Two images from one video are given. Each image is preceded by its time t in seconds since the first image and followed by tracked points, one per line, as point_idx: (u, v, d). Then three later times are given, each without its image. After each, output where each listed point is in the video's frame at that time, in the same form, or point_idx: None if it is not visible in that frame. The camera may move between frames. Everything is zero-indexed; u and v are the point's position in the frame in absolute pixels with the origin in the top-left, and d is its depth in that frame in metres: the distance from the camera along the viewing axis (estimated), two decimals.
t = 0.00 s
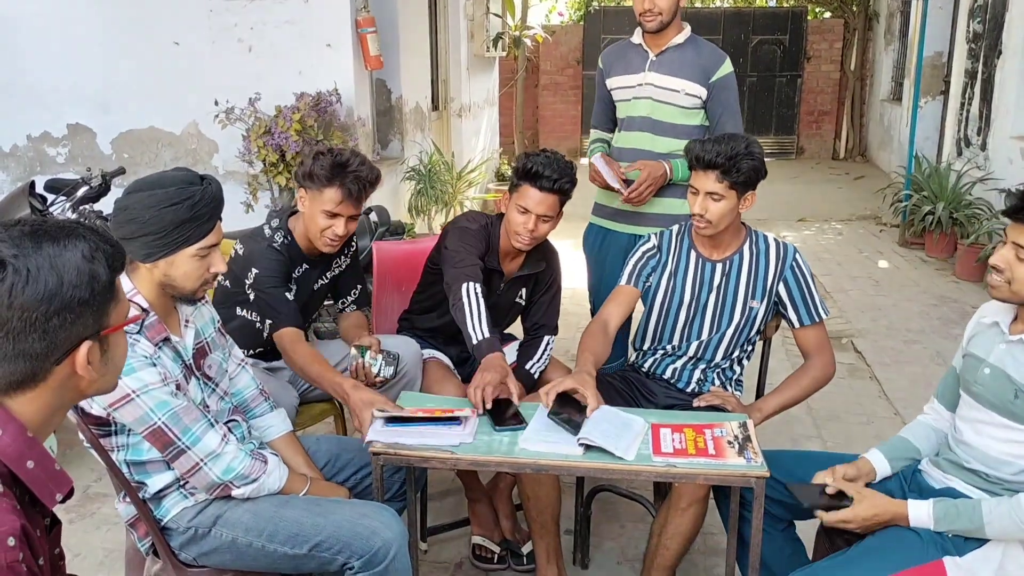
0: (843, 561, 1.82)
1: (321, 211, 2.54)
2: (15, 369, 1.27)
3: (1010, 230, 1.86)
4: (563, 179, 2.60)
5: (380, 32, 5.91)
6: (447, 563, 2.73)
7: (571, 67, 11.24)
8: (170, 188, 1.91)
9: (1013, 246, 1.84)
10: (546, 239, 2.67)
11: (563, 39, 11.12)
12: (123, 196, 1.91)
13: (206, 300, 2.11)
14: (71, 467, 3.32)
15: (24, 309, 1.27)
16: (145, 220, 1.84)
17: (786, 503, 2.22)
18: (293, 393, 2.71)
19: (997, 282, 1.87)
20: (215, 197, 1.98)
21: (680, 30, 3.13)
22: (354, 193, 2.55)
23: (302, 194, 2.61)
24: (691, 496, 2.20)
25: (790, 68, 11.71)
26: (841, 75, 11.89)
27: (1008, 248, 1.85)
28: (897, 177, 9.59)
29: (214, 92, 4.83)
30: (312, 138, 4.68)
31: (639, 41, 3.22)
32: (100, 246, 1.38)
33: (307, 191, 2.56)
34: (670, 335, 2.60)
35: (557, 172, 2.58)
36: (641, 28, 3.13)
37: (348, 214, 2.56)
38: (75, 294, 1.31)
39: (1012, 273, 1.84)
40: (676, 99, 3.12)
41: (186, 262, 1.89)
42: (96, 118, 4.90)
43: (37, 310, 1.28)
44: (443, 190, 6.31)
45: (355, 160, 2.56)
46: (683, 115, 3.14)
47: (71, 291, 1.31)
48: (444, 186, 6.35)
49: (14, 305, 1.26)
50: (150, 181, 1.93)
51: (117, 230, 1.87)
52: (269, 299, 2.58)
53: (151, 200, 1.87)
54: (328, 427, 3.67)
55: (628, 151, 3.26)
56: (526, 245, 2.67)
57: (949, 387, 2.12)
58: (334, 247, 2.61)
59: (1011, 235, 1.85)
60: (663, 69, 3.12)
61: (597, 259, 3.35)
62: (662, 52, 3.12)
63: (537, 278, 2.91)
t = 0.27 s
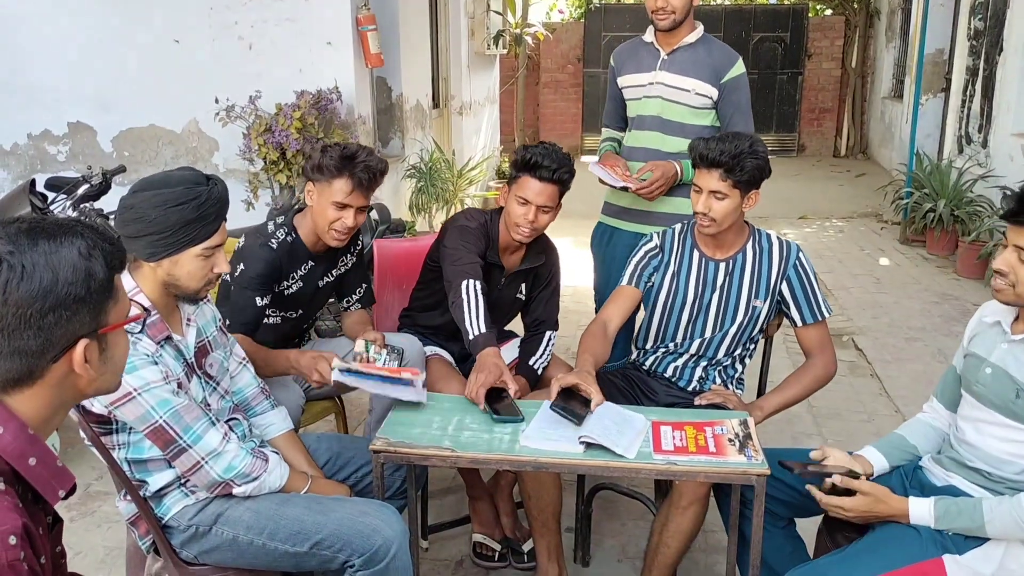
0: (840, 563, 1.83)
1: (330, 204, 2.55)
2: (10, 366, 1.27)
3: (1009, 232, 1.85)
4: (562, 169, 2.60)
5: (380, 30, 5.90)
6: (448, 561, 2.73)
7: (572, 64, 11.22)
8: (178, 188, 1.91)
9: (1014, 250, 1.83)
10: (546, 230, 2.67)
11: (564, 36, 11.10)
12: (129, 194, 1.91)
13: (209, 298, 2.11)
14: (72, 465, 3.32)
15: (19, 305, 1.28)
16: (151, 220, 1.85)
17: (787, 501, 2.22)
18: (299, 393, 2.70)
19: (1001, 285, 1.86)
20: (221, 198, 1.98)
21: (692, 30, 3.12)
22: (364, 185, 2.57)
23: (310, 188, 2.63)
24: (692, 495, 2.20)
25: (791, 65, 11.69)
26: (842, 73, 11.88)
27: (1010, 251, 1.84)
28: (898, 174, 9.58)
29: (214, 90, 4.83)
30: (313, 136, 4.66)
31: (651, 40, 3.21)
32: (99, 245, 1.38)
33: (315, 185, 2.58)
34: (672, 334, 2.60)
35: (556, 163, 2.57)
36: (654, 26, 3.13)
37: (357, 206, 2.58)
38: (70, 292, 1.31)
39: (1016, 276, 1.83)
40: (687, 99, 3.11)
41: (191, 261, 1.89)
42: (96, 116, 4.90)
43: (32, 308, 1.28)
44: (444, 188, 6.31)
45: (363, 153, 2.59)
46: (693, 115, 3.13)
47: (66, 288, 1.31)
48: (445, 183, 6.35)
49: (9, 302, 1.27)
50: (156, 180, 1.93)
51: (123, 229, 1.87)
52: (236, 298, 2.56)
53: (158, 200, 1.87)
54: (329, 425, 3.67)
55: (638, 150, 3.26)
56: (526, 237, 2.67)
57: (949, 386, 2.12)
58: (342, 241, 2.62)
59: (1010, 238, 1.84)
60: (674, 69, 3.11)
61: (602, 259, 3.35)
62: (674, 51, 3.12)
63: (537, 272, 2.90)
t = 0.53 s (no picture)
0: (840, 562, 1.84)
1: (322, 197, 2.56)
2: (11, 366, 1.28)
3: (1001, 243, 1.86)
4: (532, 142, 2.71)
5: (380, 29, 5.90)
6: (448, 560, 2.74)
7: (573, 63, 11.22)
8: (186, 188, 1.92)
9: (1009, 259, 1.83)
10: (520, 202, 2.76)
11: (564, 35, 11.10)
12: (134, 194, 1.90)
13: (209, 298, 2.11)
14: (73, 465, 3.33)
15: (19, 305, 1.28)
16: (161, 223, 1.84)
17: (787, 499, 2.22)
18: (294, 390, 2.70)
19: (1004, 293, 1.86)
20: (226, 198, 1.99)
21: (705, 27, 3.11)
22: (356, 177, 2.57)
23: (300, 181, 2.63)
24: (692, 494, 2.20)
25: (791, 63, 11.68)
26: (843, 70, 11.87)
27: (1005, 262, 1.84)
28: (898, 172, 9.58)
29: (215, 90, 4.83)
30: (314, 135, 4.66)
31: (664, 38, 3.21)
32: (98, 244, 1.38)
33: (306, 180, 2.59)
34: (675, 331, 2.61)
35: (525, 134, 2.69)
36: (665, 26, 3.13)
37: (349, 198, 2.58)
38: (69, 291, 1.31)
39: (1017, 283, 1.83)
40: (697, 100, 3.10)
41: (200, 261, 1.90)
42: (97, 116, 4.90)
43: (32, 307, 1.28)
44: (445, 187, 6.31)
45: (354, 146, 2.59)
46: (703, 116, 3.12)
47: (66, 287, 1.31)
48: (446, 182, 6.36)
49: (10, 301, 1.27)
50: (162, 180, 1.93)
51: (129, 232, 1.87)
52: (233, 286, 2.62)
53: (166, 201, 1.87)
54: (330, 425, 3.67)
55: (649, 150, 3.25)
56: (501, 209, 2.76)
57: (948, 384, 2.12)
58: (335, 233, 2.63)
59: (1002, 249, 1.85)
60: (684, 67, 3.11)
61: (602, 251, 3.35)
62: (685, 50, 3.11)
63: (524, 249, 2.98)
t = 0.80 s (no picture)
0: (838, 561, 1.84)
1: (312, 193, 2.56)
2: (12, 367, 1.28)
3: (994, 239, 1.86)
4: (486, 116, 2.77)
5: (380, 29, 5.90)
6: (449, 560, 2.74)
7: (572, 62, 11.23)
8: (187, 186, 1.91)
9: (1003, 255, 1.84)
10: (482, 175, 2.79)
11: (564, 35, 11.11)
12: (132, 196, 1.90)
13: (208, 297, 2.12)
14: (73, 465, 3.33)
15: (19, 305, 1.28)
16: (162, 223, 1.84)
17: (786, 497, 2.22)
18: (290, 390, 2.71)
19: (999, 294, 1.86)
20: (224, 194, 1.98)
21: (707, 27, 3.11)
22: (344, 174, 2.56)
23: (290, 177, 2.62)
24: (692, 493, 2.20)
25: (791, 62, 11.68)
26: (842, 70, 11.87)
27: (999, 259, 1.84)
28: (898, 171, 9.58)
29: (214, 90, 4.83)
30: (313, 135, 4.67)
31: (666, 38, 3.22)
32: (98, 244, 1.38)
33: (298, 176, 2.57)
34: (671, 330, 2.61)
35: (477, 108, 2.76)
36: (667, 27, 3.13)
37: (338, 194, 2.58)
38: (67, 292, 1.31)
39: (1011, 282, 1.83)
40: (699, 101, 3.11)
41: (201, 258, 1.90)
42: (96, 116, 4.90)
43: (31, 307, 1.29)
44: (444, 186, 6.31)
45: (342, 141, 2.58)
46: (706, 117, 3.12)
47: (65, 287, 1.31)
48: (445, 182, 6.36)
49: (10, 301, 1.28)
50: (159, 180, 1.92)
51: (129, 232, 1.86)
52: (249, 276, 2.59)
53: (167, 201, 1.87)
54: (330, 425, 3.68)
55: (650, 149, 3.25)
56: (465, 184, 2.80)
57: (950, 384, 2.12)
58: (325, 229, 2.64)
59: (996, 245, 1.85)
60: (686, 67, 3.12)
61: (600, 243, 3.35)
62: (686, 50, 3.12)
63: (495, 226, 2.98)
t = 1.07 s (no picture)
0: (836, 558, 1.84)
1: (312, 196, 2.55)
2: (11, 367, 1.29)
3: (988, 238, 1.87)
4: (460, 112, 2.82)
5: (379, 29, 5.90)
6: (449, 559, 2.74)
7: (571, 62, 11.23)
8: (185, 187, 1.91)
9: (996, 253, 1.84)
10: (461, 171, 2.85)
11: (563, 35, 11.12)
12: (134, 194, 1.90)
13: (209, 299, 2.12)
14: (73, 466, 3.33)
15: (18, 306, 1.28)
16: (159, 221, 1.85)
17: (785, 495, 2.22)
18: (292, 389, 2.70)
19: (995, 291, 1.86)
20: (225, 195, 1.98)
21: (692, 27, 3.13)
22: (344, 176, 2.55)
23: (289, 180, 2.61)
24: (692, 492, 2.21)
25: (790, 62, 11.69)
26: (842, 69, 11.86)
27: (993, 257, 1.84)
28: (897, 170, 9.59)
29: (214, 91, 4.83)
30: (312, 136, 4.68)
31: (653, 38, 3.22)
32: (98, 245, 1.38)
33: (298, 180, 2.56)
34: (665, 330, 2.63)
35: (452, 107, 2.80)
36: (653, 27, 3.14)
37: (337, 197, 2.57)
38: (67, 293, 1.31)
39: (1006, 280, 1.83)
40: (686, 100, 3.11)
41: (200, 258, 1.90)
42: (96, 117, 4.90)
43: (31, 308, 1.29)
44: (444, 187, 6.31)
45: (342, 144, 2.56)
46: (693, 115, 3.13)
47: (64, 289, 1.31)
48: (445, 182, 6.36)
49: (9, 302, 1.28)
50: (160, 180, 1.92)
51: (129, 230, 1.87)
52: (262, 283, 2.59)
53: (165, 200, 1.87)
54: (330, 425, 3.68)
55: (640, 150, 3.26)
56: (445, 182, 2.86)
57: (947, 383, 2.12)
58: (325, 231, 2.63)
59: (990, 243, 1.86)
60: (673, 67, 3.12)
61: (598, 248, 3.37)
62: (673, 49, 3.13)
63: (477, 217, 3.06)
